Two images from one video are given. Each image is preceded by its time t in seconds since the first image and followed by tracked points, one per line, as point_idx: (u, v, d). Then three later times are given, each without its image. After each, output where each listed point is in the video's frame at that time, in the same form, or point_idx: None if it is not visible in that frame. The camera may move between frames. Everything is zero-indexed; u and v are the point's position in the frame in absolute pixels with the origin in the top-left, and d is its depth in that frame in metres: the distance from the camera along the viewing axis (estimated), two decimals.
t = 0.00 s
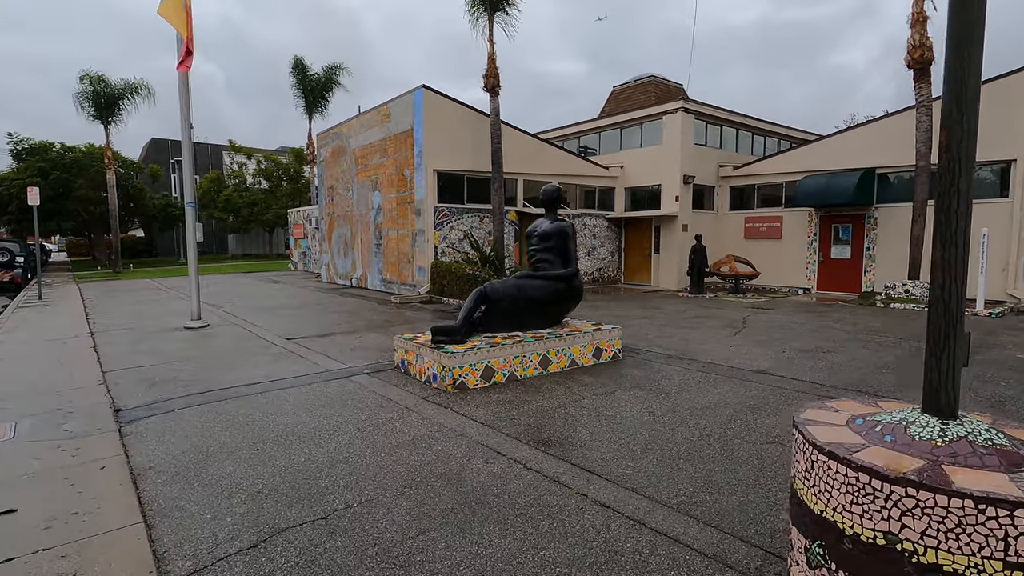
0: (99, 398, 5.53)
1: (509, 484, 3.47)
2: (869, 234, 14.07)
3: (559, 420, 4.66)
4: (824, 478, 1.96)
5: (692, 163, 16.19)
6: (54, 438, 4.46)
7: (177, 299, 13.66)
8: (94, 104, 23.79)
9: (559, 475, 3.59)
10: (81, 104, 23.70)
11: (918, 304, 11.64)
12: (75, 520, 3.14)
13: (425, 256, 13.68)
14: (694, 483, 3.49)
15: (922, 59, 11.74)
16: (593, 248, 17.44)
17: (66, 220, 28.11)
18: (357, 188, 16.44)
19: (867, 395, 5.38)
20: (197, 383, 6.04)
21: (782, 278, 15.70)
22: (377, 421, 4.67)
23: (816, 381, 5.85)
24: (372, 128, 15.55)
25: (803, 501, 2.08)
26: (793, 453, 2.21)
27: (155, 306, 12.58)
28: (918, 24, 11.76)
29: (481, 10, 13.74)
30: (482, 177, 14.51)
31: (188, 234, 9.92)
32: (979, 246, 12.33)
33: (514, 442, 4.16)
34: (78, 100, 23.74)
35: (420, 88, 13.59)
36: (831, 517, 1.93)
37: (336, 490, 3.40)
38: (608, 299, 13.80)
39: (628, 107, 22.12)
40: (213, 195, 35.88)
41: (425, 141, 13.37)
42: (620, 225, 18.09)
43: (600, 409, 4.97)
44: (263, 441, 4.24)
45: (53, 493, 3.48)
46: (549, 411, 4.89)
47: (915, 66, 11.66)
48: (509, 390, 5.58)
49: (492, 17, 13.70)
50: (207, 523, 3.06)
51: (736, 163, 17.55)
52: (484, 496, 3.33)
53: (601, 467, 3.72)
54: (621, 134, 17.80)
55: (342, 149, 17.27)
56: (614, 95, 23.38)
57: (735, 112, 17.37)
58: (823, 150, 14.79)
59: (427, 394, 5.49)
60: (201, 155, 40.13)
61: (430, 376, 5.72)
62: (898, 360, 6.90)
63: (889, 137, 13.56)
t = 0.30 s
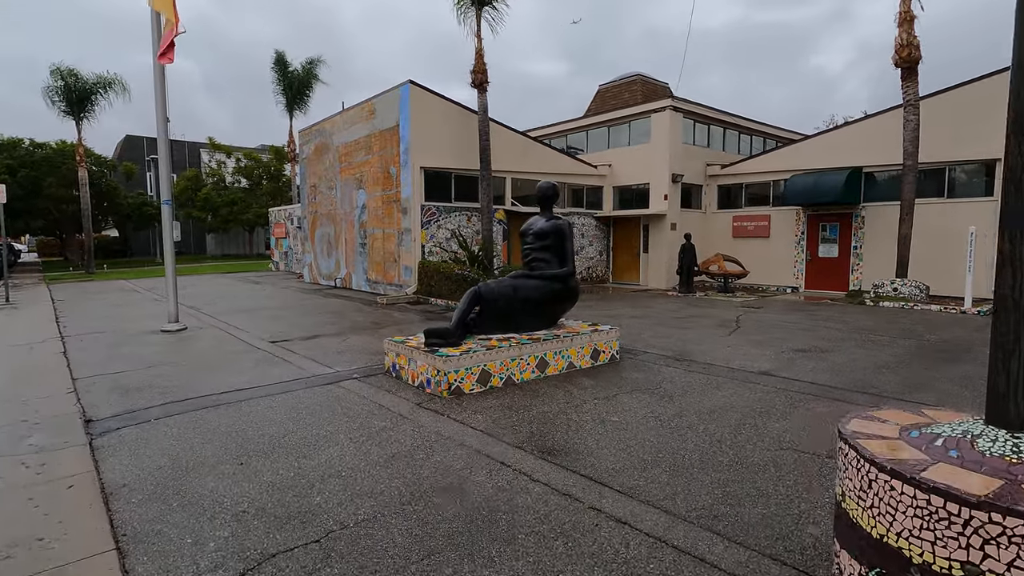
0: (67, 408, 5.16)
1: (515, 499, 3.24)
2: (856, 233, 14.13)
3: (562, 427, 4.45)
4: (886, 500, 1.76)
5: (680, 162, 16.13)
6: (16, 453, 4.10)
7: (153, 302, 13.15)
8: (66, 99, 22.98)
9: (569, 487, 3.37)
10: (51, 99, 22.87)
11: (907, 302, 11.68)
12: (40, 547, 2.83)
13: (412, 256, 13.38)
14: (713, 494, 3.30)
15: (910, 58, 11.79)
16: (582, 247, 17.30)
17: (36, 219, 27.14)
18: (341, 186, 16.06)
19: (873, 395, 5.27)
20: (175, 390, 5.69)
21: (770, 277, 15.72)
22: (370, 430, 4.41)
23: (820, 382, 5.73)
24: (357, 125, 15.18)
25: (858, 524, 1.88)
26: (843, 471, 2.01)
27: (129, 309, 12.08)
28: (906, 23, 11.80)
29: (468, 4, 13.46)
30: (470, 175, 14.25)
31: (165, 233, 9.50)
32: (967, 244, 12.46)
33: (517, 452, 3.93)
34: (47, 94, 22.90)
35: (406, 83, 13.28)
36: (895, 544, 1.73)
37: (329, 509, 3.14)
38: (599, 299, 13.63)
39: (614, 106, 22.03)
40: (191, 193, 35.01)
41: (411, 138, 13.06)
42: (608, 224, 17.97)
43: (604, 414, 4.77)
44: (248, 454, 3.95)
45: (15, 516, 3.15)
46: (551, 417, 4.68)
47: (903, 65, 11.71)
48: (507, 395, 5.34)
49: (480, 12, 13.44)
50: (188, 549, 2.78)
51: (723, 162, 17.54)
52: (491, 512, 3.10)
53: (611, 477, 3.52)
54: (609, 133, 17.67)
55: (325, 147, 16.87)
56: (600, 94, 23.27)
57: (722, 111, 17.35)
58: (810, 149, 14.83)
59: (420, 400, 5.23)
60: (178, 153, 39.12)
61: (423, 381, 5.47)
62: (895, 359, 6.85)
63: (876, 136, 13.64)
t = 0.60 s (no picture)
0: (31, 423, 4.79)
1: (524, 520, 3.01)
2: (843, 234, 14.19)
3: (565, 438, 4.23)
4: (961, 532, 1.57)
5: (667, 163, 16.07)
6: None
7: (126, 306, 12.63)
8: (35, 96, 22.17)
9: (579, 506, 3.16)
10: (19, 96, 22.05)
11: (895, 303, 11.72)
12: None
13: (398, 258, 13.08)
14: (732, 510, 3.12)
15: (896, 60, 11.85)
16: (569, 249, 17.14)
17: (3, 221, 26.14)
18: (324, 186, 15.68)
19: (879, 400, 5.14)
20: (150, 402, 5.35)
21: (758, 278, 15.73)
22: (362, 444, 4.15)
23: (823, 387, 5.60)
24: (340, 124, 14.83)
25: (924, 559, 1.69)
26: (900, 497, 1.82)
27: (102, 314, 11.56)
28: (892, 26, 11.87)
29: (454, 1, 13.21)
30: (456, 175, 14.00)
31: (139, 234, 9.09)
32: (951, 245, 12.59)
33: (520, 466, 3.71)
34: (15, 91, 22.06)
35: (390, 81, 12.99)
36: None
37: (321, 537, 2.87)
38: (589, 301, 13.47)
39: (600, 107, 21.96)
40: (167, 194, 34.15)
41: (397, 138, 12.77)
42: (596, 225, 17.84)
43: (607, 423, 4.57)
44: (230, 474, 3.66)
45: None
46: (553, 428, 4.46)
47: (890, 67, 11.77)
48: (504, 404, 5.11)
49: (466, 10, 13.20)
50: None
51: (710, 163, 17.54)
52: (498, 536, 2.87)
53: (623, 494, 3.31)
54: (596, 133, 17.55)
55: (307, 146, 16.47)
56: (586, 95, 23.19)
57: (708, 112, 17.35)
58: (797, 150, 14.88)
59: (414, 411, 4.97)
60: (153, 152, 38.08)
61: (416, 390, 5.21)
62: (893, 361, 6.78)
63: (862, 138, 13.73)
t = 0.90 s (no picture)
0: None
1: (524, 545, 2.76)
2: (828, 234, 14.24)
3: (562, 449, 4.00)
4: None
5: (653, 164, 15.99)
6: None
7: (96, 311, 12.08)
8: None
9: (583, 527, 2.94)
10: None
11: (881, 304, 11.75)
12: None
13: (382, 260, 12.76)
14: (746, 529, 2.92)
15: (880, 61, 11.90)
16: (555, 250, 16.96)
17: None
18: (304, 186, 15.28)
19: (881, 404, 5.03)
20: (116, 415, 4.99)
21: (743, 279, 15.73)
22: (346, 460, 3.86)
23: (822, 390, 5.47)
24: (320, 123, 14.44)
25: None
26: (962, 530, 1.61)
27: (69, 319, 11.02)
28: (876, 27, 11.90)
29: None
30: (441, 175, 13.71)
31: (108, 235, 8.66)
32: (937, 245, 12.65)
33: (518, 482, 3.48)
34: None
35: (373, 79, 12.66)
36: None
37: (301, 570, 2.58)
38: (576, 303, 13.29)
39: (584, 108, 21.87)
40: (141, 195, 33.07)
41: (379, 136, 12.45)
42: (582, 226, 17.69)
43: (606, 432, 4.35)
44: (201, 496, 3.34)
45: None
46: (549, 438, 4.23)
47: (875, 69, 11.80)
48: (496, 413, 4.87)
49: (450, 7, 12.94)
50: None
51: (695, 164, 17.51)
52: (497, 564, 2.62)
53: (630, 513, 3.09)
54: (582, 134, 17.41)
55: (286, 146, 16.03)
56: (570, 96, 23.06)
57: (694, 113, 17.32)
58: (781, 152, 14.91)
59: (400, 422, 4.70)
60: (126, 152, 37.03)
61: (403, 399, 4.94)
62: (887, 363, 6.70)
63: (846, 139, 13.78)
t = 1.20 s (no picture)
0: None
1: None
2: (811, 238, 14.27)
3: (556, 470, 3.75)
4: None
5: (637, 167, 15.90)
6: None
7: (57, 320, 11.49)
8: None
9: (584, 562, 2.69)
10: None
11: (865, 307, 11.76)
12: None
13: (362, 265, 12.40)
14: (759, 560, 2.70)
15: (862, 66, 11.95)
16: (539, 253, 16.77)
17: None
18: (281, 189, 14.84)
19: (881, 414, 4.90)
20: (71, 436, 4.61)
21: (727, 282, 15.71)
22: (323, 485, 3.56)
23: (819, 399, 5.33)
24: (298, 123, 14.04)
25: None
26: None
27: (29, 329, 10.44)
28: (858, 32, 11.96)
29: None
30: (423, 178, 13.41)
31: (69, 240, 8.19)
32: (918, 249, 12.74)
33: (511, 510, 3.22)
34: None
35: (352, 79, 12.32)
36: None
37: None
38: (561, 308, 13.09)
39: (567, 111, 21.75)
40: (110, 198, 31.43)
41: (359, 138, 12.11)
42: (565, 230, 17.52)
43: (602, 450, 4.11)
44: (160, 533, 3.02)
45: None
46: (541, 457, 3.98)
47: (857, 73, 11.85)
48: (484, 429, 4.61)
49: (432, 6, 12.67)
50: None
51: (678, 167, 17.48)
52: None
53: (633, 544, 2.85)
54: (565, 136, 17.24)
55: (262, 147, 15.57)
56: (553, 99, 22.93)
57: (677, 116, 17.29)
58: (764, 155, 14.93)
59: (382, 440, 4.41)
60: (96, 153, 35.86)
61: (385, 415, 4.65)
62: (878, 369, 6.62)
63: (828, 143, 13.83)
